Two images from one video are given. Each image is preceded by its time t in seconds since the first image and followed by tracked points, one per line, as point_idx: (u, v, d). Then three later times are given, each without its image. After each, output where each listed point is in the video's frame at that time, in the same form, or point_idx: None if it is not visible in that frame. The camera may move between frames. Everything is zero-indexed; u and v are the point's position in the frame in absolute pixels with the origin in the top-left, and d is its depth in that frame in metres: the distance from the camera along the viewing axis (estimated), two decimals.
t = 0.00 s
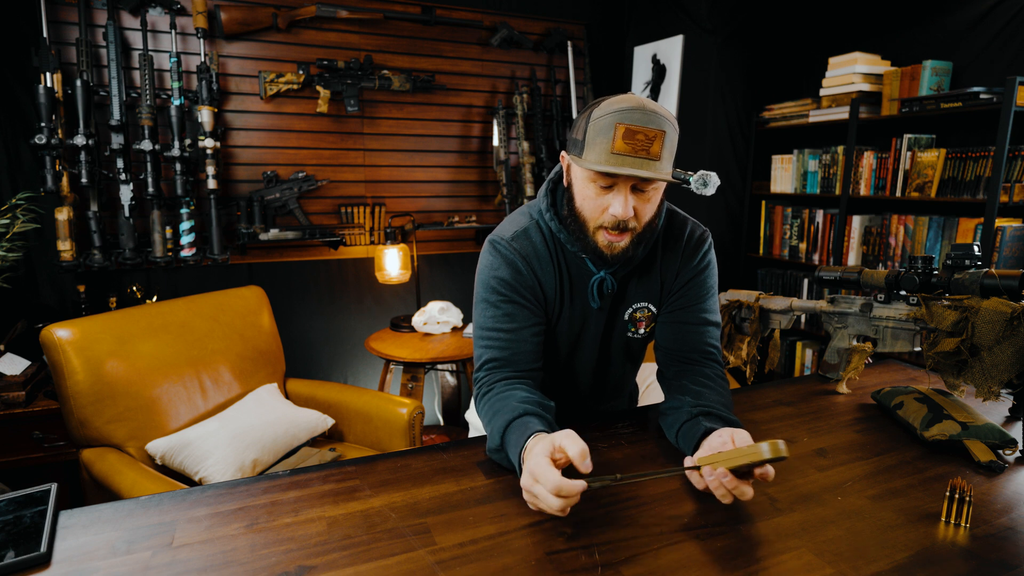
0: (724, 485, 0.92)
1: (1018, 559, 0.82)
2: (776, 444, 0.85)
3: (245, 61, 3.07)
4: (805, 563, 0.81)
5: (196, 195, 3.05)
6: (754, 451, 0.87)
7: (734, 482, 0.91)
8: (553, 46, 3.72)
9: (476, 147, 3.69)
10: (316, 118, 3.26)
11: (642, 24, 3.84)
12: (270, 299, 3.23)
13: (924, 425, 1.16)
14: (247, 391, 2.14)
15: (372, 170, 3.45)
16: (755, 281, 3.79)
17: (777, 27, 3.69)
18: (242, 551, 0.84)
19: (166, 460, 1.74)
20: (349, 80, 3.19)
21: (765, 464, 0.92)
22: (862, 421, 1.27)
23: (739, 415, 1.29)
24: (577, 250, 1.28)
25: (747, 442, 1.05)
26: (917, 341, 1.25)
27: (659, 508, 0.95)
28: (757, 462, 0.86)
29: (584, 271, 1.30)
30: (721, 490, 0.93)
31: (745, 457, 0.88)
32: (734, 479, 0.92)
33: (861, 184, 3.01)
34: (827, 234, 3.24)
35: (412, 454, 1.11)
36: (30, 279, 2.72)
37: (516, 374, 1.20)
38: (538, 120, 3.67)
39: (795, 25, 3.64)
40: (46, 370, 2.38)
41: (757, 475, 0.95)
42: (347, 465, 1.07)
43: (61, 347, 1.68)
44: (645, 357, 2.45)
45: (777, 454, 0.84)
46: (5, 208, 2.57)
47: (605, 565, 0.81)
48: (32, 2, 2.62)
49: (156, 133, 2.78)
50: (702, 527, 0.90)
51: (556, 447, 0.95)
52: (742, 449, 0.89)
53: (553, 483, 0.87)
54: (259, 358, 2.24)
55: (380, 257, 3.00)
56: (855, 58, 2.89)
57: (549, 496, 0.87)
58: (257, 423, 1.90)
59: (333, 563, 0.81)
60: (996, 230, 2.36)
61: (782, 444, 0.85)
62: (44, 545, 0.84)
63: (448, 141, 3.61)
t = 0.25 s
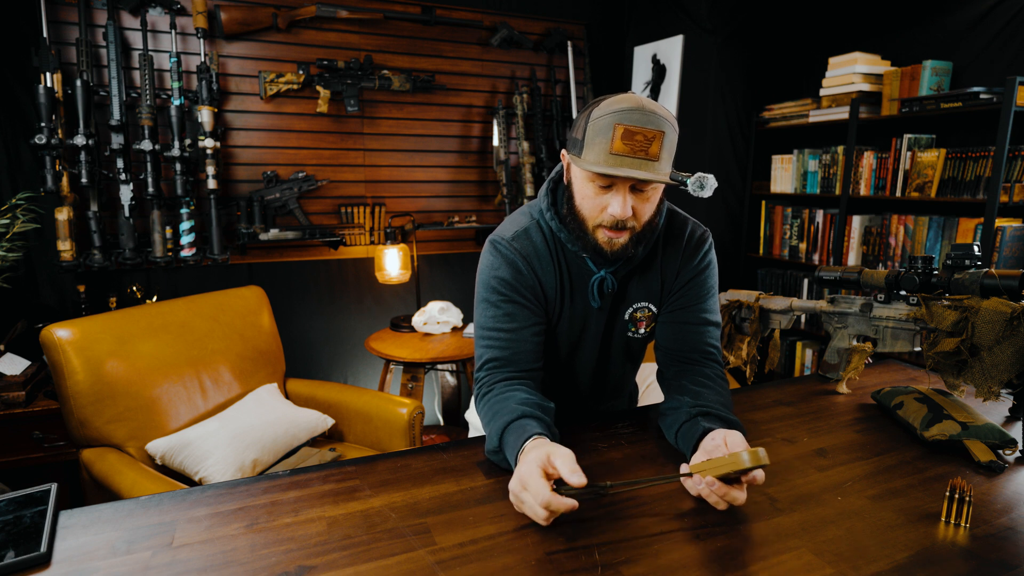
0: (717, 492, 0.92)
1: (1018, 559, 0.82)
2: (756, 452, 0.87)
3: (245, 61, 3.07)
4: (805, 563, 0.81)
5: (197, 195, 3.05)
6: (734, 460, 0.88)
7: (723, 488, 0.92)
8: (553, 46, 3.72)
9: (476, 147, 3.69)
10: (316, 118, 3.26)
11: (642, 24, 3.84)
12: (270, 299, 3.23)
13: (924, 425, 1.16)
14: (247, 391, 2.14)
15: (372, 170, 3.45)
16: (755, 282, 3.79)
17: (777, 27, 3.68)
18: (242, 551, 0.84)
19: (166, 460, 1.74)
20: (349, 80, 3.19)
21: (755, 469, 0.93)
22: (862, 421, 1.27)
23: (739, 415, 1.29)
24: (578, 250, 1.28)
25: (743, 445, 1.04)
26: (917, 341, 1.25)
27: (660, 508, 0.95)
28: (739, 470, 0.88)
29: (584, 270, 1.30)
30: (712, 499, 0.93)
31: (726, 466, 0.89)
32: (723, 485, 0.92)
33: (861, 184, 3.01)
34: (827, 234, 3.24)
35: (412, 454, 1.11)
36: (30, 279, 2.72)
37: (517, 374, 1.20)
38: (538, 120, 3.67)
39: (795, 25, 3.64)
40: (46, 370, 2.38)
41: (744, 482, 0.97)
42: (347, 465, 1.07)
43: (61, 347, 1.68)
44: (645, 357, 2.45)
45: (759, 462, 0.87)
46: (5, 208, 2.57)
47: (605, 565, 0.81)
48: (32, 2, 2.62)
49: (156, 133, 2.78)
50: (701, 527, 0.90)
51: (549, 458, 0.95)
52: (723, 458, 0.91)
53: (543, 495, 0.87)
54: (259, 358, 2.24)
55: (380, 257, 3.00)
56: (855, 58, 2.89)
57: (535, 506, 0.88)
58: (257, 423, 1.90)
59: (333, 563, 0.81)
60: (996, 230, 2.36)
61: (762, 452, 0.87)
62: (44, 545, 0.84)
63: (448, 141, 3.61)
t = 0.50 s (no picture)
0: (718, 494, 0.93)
1: (1018, 559, 0.82)
2: (757, 453, 0.87)
3: (245, 61, 3.07)
4: (805, 562, 0.81)
5: (196, 195, 3.05)
6: (736, 461, 0.88)
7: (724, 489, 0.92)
8: (553, 46, 3.72)
9: (476, 147, 3.69)
10: (316, 118, 3.26)
11: (642, 25, 3.84)
12: (270, 299, 3.23)
13: (924, 425, 1.16)
14: (247, 391, 2.14)
15: (372, 170, 3.45)
16: (755, 281, 3.79)
17: (777, 27, 3.68)
18: (242, 551, 0.84)
19: (166, 460, 1.74)
20: (349, 80, 3.19)
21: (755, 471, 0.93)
22: (862, 421, 1.27)
23: (739, 415, 1.29)
24: (579, 250, 1.28)
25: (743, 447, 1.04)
26: (917, 341, 1.25)
27: (660, 509, 0.95)
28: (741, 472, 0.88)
29: (585, 271, 1.30)
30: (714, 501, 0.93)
31: (727, 467, 0.89)
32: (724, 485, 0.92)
33: (861, 184, 3.01)
34: (827, 234, 3.24)
35: (412, 454, 1.11)
36: (30, 279, 2.71)
37: (517, 374, 1.20)
38: (538, 120, 3.67)
39: (795, 25, 3.64)
40: (46, 370, 2.38)
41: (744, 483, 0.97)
42: (347, 465, 1.07)
43: (61, 347, 1.68)
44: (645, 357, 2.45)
45: (760, 463, 0.87)
46: (5, 208, 2.57)
47: (605, 565, 0.81)
48: (32, 2, 2.62)
49: (156, 133, 2.78)
50: (701, 527, 0.90)
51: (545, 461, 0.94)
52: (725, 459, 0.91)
53: (538, 499, 0.87)
54: (259, 358, 2.24)
55: (380, 257, 3.00)
56: (855, 58, 2.89)
57: (529, 508, 0.88)
58: (257, 423, 1.90)
59: (333, 563, 0.81)
60: (996, 230, 2.36)
61: (763, 453, 0.88)
62: (44, 545, 0.84)
63: (448, 141, 3.61)
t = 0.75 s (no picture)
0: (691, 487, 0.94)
1: (1018, 559, 0.82)
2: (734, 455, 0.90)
3: (245, 61, 3.07)
4: (804, 563, 0.81)
5: (196, 195, 3.05)
6: (708, 463, 0.90)
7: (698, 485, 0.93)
8: (553, 46, 3.72)
9: (476, 147, 3.69)
10: (316, 118, 3.26)
11: (642, 25, 3.84)
12: (270, 299, 3.23)
13: (924, 425, 1.16)
14: (247, 391, 2.14)
15: (372, 170, 3.45)
16: (755, 282, 3.79)
17: (777, 27, 3.68)
18: (242, 551, 0.84)
19: (166, 460, 1.74)
20: (349, 80, 3.19)
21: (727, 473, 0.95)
22: (862, 421, 1.27)
23: (739, 415, 1.29)
24: (579, 252, 1.27)
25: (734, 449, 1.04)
26: (916, 341, 1.25)
27: (659, 509, 0.95)
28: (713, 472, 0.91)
29: (585, 272, 1.30)
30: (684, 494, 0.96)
31: (700, 467, 0.91)
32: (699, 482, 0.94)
33: (861, 184, 3.01)
34: (827, 234, 3.24)
35: (412, 454, 1.11)
36: (30, 279, 2.72)
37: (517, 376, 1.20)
38: (538, 120, 3.67)
39: (795, 25, 3.64)
40: (46, 370, 2.38)
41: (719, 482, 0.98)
42: (347, 465, 1.07)
43: (61, 347, 1.68)
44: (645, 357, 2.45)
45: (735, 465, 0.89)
46: (5, 208, 2.57)
47: (604, 565, 0.81)
48: (32, 2, 2.62)
49: (156, 133, 2.78)
50: (701, 527, 0.90)
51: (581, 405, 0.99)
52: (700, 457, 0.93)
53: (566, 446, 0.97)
54: (259, 358, 2.24)
55: (380, 257, 3.00)
56: (855, 58, 2.89)
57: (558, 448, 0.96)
58: (257, 423, 1.90)
59: (333, 563, 0.81)
60: (996, 230, 2.36)
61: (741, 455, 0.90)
62: (44, 545, 0.84)
63: (448, 141, 3.61)
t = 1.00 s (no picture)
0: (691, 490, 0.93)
1: (1018, 559, 0.82)
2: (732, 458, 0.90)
3: (245, 61, 3.07)
4: (804, 563, 0.81)
5: (197, 195, 3.05)
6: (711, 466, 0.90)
7: (698, 490, 0.93)
8: (553, 46, 3.72)
9: (476, 147, 3.69)
10: (316, 118, 3.26)
11: (642, 25, 3.84)
12: (270, 299, 3.23)
13: (924, 425, 1.16)
14: (247, 391, 2.14)
15: (372, 170, 3.45)
16: (755, 282, 3.79)
17: (777, 27, 3.68)
18: (242, 551, 0.84)
19: (166, 460, 1.74)
20: (349, 80, 3.19)
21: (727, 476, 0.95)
22: (862, 421, 1.27)
23: (739, 415, 1.29)
24: (578, 253, 1.27)
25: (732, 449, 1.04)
26: (916, 341, 1.25)
27: (660, 509, 0.95)
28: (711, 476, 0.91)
29: (585, 274, 1.30)
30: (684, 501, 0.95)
31: (698, 472, 0.91)
32: (698, 486, 0.93)
33: (862, 184, 3.01)
34: (827, 234, 3.24)
35: (412, 454, 1.11)
36: (30, 279, 2.72)
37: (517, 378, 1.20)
38: (538, 120, 3.67)
39: (795, 25, 3.64)
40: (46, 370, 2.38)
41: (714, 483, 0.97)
42: (347, 465, 1.07)
43: (61, 347, 1.68)
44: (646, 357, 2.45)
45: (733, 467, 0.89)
46: (5, 208, 2.57)
47: (605, 565, 0.81)
48: (32, 2, 2.62)
49: (156, 133, 2.78)
50: (701, 527, 0.90)
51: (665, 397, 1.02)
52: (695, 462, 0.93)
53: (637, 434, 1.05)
54: (259, 358, 2.24)
55: (380, 257, 3.00)
56: (855, 58, 2.89)
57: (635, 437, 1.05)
58: (257, 423, 1.90)
59: (333, 563, 0.81)
60: (996, 230, 2.36)
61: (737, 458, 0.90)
62: (44, 545, 0.84)
63: (448, 141, 3.61)
